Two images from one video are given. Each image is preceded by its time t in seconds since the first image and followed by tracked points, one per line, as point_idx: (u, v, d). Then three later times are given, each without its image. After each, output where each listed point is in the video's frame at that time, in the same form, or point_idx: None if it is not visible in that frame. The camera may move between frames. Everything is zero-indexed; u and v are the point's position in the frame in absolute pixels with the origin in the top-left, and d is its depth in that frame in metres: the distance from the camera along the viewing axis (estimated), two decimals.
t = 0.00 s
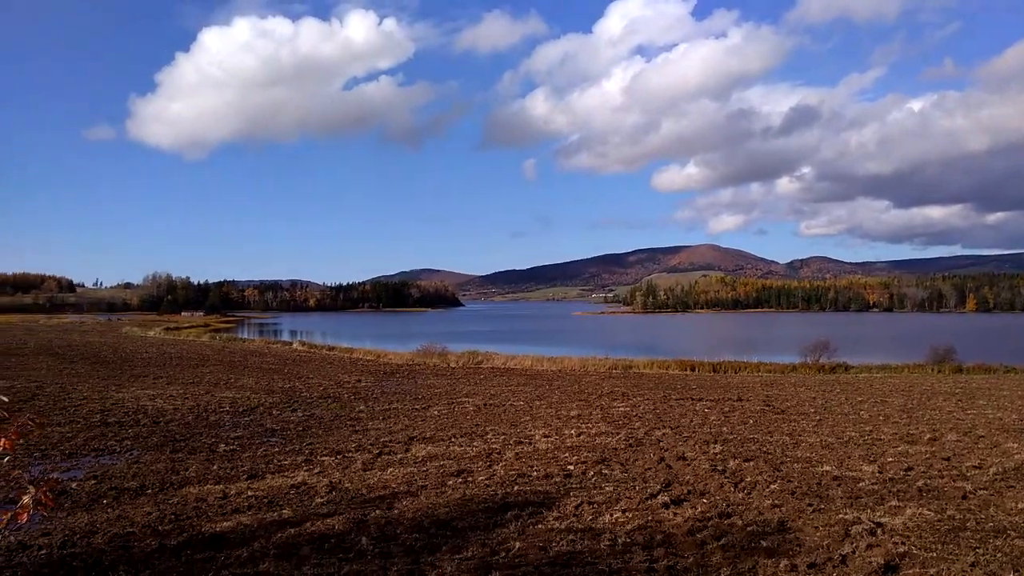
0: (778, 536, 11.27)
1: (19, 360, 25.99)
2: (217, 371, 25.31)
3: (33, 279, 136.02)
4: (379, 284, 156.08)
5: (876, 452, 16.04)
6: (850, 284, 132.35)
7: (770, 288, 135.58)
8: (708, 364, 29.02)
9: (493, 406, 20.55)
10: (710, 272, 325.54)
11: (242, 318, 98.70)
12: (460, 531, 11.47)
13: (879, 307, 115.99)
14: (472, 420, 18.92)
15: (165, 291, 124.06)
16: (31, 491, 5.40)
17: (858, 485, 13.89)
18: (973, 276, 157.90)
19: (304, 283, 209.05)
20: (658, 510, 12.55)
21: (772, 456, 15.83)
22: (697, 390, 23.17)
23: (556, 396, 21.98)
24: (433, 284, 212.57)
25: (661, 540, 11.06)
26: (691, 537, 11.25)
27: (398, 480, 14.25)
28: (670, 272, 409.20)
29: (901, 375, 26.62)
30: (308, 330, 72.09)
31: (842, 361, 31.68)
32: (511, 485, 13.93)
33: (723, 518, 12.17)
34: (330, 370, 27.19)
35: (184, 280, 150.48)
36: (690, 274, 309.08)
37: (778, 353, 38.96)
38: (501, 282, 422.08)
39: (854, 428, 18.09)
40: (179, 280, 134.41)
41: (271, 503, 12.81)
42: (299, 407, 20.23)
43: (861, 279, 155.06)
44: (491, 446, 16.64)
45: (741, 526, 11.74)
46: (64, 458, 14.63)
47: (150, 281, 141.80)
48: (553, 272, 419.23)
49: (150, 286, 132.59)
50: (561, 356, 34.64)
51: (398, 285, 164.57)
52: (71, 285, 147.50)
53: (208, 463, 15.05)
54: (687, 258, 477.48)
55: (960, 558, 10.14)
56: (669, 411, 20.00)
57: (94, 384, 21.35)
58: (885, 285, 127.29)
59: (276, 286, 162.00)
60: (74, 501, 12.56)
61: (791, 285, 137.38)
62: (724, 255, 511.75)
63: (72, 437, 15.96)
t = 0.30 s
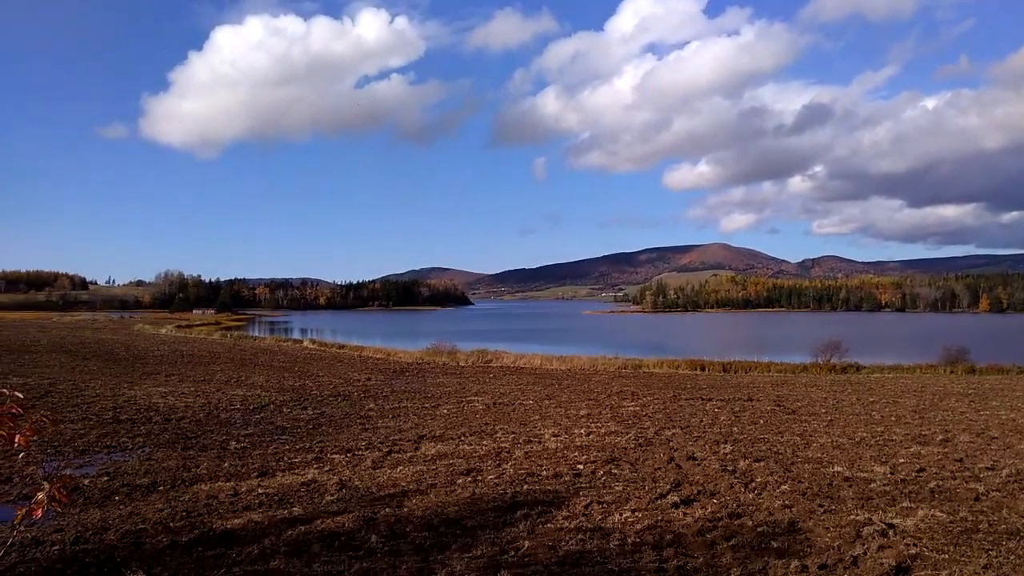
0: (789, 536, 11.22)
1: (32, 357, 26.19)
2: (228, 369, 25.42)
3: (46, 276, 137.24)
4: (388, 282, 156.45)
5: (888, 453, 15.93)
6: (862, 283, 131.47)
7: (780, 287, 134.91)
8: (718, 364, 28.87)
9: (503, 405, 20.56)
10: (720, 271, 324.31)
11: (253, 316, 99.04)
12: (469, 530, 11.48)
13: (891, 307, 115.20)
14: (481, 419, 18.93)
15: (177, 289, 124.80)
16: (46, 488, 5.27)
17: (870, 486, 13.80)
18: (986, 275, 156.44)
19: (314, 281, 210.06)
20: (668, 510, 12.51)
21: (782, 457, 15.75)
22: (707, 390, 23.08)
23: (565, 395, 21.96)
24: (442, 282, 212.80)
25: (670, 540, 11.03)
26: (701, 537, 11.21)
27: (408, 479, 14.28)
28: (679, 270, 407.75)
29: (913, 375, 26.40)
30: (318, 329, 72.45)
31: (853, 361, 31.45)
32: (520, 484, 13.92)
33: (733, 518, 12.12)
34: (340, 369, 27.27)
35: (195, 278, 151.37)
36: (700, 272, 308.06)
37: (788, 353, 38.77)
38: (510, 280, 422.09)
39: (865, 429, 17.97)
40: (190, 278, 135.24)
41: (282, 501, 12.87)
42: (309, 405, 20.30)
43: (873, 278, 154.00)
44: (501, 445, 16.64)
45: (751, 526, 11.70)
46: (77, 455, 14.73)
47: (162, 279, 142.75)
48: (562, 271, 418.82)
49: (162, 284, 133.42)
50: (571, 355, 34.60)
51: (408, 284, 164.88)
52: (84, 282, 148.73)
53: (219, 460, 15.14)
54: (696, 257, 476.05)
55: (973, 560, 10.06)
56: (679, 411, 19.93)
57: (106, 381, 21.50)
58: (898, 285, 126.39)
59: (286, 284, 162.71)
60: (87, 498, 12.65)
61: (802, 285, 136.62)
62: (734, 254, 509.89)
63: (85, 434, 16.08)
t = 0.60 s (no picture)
0: (799, 539, 11.17)
1: (43, 358, 26.35)
2: (237, 371, 25.51)
3: (57, 278, 138.25)
4: (396, 283, 156.74)
5: (898, 455, 15.84)
6: (871, 284, 130.82)
7: (789, 288, 134.38)
8: (726, 365, 28.80)
9: (510, 407, 20.56)
10: (728, 272, 323.29)
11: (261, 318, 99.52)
12: (477, 532, 11.48)
13: (900, 308, 114.60)
14: (489, 420, 18.94)
15: (186, 290, 125.40)
16: (57, 489, 5.27)
17: (880, 488, 13.72)
18: (997, 276, 155.25)
19: (322, 282, 210.58)
20: (677, 512, 12.48)
21: (792, 458, 15.69)
22: (715, 391, 23.02)
23: (573, 397, 21.93)
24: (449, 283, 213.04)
25: (679, 543, 11.00)
26: (710, 539, 11.17)
27: (416, 480, 14.29)
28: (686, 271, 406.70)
29: (923, 377, 26.23)
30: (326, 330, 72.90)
31: (863, 363, 31.36)
32: (529, 486, 13.91)
33: (742, 520, 12.07)
34: (348, 370, 27.37)
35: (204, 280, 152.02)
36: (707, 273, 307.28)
37: (796, 354, 38.63)
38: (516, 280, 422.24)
39: (876, 431, 17.87)
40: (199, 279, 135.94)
41: (291, 502, 12.89)
42: (318, 406, 20.35)
43: (883, 279, 153.20)
44: (509, 447, 16.64)
45: (761, 529, 11.64)
46: (87, 456, 14.81)
47: (171, 280, 143.50)
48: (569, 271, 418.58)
49: (171, 285, 134.14)
50: (579, 356, 34.57)
51: (416, 285, 165.17)
52: (95, 283, 149.66)
53: (228, 461, 15.18)
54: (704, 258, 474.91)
55: (985, 564, 9.98)
56: (687, 412, 19.89)
57: (116, 382, 21.62)
58: (908, 286, 125.69)
59: (295, 285, 163.23)
60: (97, 499, 12.72)
61: (811, 285, 136.00)
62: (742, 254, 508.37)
63: (96, 435, 16.16)
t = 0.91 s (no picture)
0: (812, 542, 11.09)
1: (59, 358, 26.61)
2: (249, 370, 25.65)
3: (73, 278, 139.59)
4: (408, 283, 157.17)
5: (913, 458, 15.70)
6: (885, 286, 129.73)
7: (802, 290, 133.50)
8: (739, 367, 28.66)
9: (521, 407, 20.55)
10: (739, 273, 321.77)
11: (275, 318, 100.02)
12: (488, 532, 11.48)
13: (915, 311, 113.52)
14: (500, 421, 18.94)
15: (200, 290, 126.32)
16: (74, 486, 5.24)
17: (894, 492, 13.61)
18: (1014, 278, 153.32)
19: (334, 283, 211.65)
20: (689, 515, 12.42)
21: (804, 461, 15.59)
22: (727, 393, 22.92)
23: (584, 398, 21.91)
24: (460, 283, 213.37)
25: (691, 545, 10.96)
26: (722, 542, 11.12)
27: (428, 480, 14.31)
28: (697, 272, 405.25)
29: (938, 379, 25.97)
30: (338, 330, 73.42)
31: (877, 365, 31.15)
32: (540, 487, 13.90)
33: (755, 523, 12.01)
34: (360, 370, 27.47)
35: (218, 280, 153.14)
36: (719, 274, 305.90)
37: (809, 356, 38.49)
38: (527, 281, 422.23)
39: (890, 434, 17.73)
40: (212, 279, 136.93)
41: (303, 501, 12.95)
42: (329, 406, 20.42)
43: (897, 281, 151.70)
44: (520, 448, 16.63)
45: (773, 532, 11.57)
46: (102, 454, 14.94)
47: (185, 280, 144.65)
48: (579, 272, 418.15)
49: (186, 285, 135.24)
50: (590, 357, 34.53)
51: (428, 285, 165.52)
52: (110, 282, 151.09)
53: (241, 461, 15.26)
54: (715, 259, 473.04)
55: (1001, 569, 9.88)
56: (700, 414, 19.80)
57: (131, 381, 21.80)
58: (922, 288, 124.69)
59: (307, 285, 164.12)
60: (111, 497, 12.83)
61: (824, 287, 134.99)
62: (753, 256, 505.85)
63: (110, 434, 16.30)
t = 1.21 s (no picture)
0: (832, 546, 10.98)
1: (80, 355, 26.93)
2: (267, 369, 25.82)
3: (94, 277, 141.37)
4: (424, 283, 157.62)
5: (934, 462, 15.50)
6: (906, 288, 128.17)
7: (820, 291, 132.26)
8: (756, 368, 28.46)
9: (537, 408, 20.53)
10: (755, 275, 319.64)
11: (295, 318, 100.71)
12: (505, 532, 11.46)
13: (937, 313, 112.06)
14: (516, 421, 18.93)
15: (219, 289, 127.48)
16: (99, 482, 5.20)
17: (915, 495, 13.45)
18: None
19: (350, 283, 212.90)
20: (706, 516, 12.35)
21: (824, 464, 15.45)
22: (745, 395, 22.78)
23: (601, 399, 21.83)
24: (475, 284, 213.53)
25: (709, 547, 10.88)
26: (741, 544, 11.03)
27: (444, 480, 14.33)
28: (713, 273, 402.75)
29: (960, 382, 25.60)
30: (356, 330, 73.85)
31: (898, 367, 30.82)
32: (557, 487, 13.88)
33: (774, 526, 11.92)
34: (376, 369, 27.59)
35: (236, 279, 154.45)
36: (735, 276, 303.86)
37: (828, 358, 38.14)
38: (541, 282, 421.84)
39: (911, 437, 17.53)
40: (231, 279, 138.08)
41: (321, 499, 13.02)
42: (346, 405, 20.52)
43: (919, 283, 149.77)
44: (537, 448, 16.61)
45: (792, 534, 11.48)
46: (122, 451, 15.10)
47: (204, 280, 146.04)
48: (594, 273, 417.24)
49: (205, 284, 136.52)
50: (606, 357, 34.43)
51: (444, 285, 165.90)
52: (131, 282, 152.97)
53: (259, 458, 15.38)
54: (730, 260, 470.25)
55: None
56: (717, 416, 19.67)
57: (151, 379, 22.03)
58: (944, 290, 123.01)
59: (325, 285, 165.11)
60: (132, 494, 12.96)
61: (843, 288, 133.59)
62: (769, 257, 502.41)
63: (131, 431, 16.48)
